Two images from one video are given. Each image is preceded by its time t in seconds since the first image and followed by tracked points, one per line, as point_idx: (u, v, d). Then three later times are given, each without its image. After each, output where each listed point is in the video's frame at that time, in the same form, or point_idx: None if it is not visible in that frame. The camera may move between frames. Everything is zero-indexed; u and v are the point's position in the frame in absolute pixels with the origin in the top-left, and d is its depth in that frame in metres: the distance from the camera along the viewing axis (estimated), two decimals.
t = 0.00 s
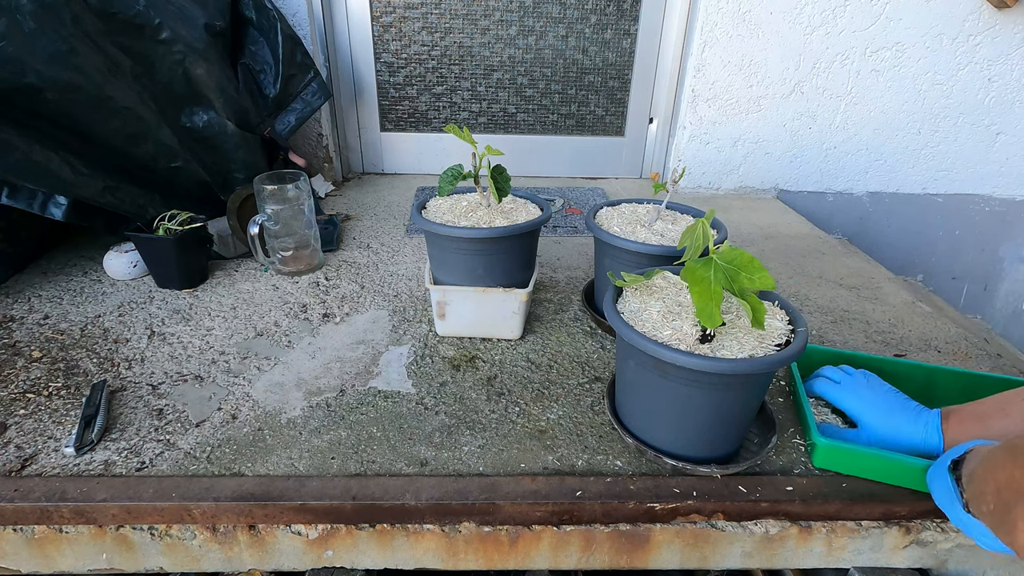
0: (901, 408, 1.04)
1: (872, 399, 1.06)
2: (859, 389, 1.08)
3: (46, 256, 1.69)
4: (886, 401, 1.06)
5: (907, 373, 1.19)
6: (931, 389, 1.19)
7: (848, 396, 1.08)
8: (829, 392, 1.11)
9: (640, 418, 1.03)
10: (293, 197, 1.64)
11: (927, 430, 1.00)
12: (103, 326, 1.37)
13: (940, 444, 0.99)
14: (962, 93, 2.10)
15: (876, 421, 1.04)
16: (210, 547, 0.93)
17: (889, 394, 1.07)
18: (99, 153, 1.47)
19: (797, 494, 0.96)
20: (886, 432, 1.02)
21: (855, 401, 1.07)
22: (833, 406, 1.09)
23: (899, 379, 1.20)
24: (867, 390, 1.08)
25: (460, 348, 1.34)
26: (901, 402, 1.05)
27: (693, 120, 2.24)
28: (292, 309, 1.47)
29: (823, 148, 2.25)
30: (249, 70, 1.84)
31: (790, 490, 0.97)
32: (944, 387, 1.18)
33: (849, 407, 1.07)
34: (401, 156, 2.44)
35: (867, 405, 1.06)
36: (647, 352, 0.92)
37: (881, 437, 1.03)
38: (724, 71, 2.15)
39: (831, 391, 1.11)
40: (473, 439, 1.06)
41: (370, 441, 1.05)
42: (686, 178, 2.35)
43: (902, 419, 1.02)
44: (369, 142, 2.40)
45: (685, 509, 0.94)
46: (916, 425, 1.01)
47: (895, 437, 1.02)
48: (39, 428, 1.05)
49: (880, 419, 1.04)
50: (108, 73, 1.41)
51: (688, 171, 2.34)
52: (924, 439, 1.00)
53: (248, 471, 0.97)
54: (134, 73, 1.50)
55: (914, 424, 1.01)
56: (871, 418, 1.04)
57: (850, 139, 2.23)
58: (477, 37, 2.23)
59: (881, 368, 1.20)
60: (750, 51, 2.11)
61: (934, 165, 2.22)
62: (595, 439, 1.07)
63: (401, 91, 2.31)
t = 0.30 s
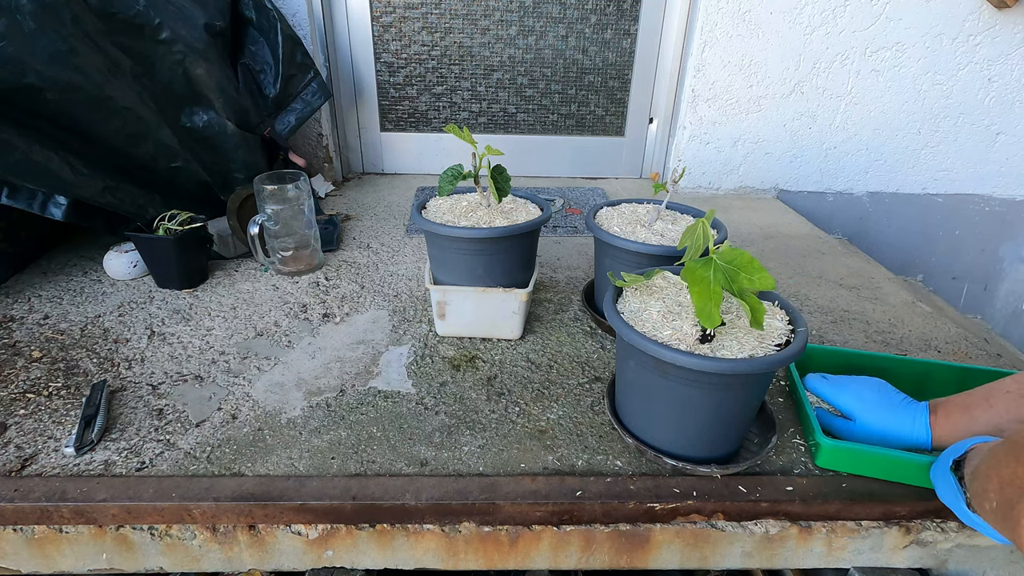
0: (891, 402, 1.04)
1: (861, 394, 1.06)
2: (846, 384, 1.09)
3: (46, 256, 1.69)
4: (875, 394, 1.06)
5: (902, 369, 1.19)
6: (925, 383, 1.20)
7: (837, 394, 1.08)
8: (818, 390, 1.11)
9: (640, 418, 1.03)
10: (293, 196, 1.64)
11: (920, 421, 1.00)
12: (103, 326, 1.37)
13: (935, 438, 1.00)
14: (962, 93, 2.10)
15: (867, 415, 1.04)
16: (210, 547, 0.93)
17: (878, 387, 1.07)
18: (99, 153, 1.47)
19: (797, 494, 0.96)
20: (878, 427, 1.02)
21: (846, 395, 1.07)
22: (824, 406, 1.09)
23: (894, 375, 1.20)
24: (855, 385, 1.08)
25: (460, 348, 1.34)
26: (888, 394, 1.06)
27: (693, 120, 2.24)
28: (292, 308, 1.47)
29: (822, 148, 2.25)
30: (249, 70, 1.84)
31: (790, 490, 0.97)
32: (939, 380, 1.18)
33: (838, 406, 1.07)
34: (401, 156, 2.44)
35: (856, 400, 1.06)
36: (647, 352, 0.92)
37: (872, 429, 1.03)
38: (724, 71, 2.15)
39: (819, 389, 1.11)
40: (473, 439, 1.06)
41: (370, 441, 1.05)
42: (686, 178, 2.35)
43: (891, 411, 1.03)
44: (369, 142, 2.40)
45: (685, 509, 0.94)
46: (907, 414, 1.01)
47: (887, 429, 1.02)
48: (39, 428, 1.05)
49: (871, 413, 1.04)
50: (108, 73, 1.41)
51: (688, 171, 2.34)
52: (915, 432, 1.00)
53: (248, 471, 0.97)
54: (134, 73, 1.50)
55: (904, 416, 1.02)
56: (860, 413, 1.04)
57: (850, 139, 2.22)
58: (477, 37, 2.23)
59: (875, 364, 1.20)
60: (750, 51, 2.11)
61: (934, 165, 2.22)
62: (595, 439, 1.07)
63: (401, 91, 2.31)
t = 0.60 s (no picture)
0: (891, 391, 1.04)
1: (863, 382, 1.06)
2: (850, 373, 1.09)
3: (46, 256, 1.69)
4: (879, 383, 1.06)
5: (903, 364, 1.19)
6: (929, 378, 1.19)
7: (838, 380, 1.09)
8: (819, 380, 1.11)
9: (640, 418, 1.03)
10: (293, 197, 1.64)
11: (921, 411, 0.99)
12: (103, 326, 1.37)
13: (936, 427, 0.99)
14: (963, 93, 2.10)
15: (865, 402, 1.04)
16: (210, 547, 0.93)
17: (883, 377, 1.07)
18: (99, 153, 1.47)
19: (797, 494, 0.96)
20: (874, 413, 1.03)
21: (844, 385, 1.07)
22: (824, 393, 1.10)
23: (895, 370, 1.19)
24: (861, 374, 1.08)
25: (460, 348, 1.34)
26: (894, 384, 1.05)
27: (693, 120, 2.24)
28: (292, 309, 1.47)
29: (823, 148, 2.25)
30: (249, 70, 1.84)
31: (790, 490, 0.97)
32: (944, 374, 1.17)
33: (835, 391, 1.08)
34: (401, 156, 2.44)
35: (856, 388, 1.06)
36: (647, 352, 0.92)
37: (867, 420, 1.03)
38: (724, 71, 2.15)
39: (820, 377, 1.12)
40: (473, 439, 1.06)
41: (370, 441, 1.05)
42: (686, 178, 2.35)
43: (890, 400, 1.02)
44: (369, 142, 2.40)
45: (685, 509, 0.94)
46: (908, 404, 1.01)
47: (884, 419, 1.02)
48: (39, 428, 1.05)
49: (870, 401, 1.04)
50: (108, 73, 1.41)
51: (688, 171, 2.34)
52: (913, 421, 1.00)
53: (248, 471, 0.97)
54: (134, 73, 1.50)
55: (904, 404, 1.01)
56: (859, 399, 1.05)
57: (850, 139, 2.22)
58: (477, 37, 2.23)
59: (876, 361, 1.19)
60: (750, 51, 2.11)
61: (934, 164, 2.22)
62: (595, 439, 1.07)
63: (401, 91, 2.31)
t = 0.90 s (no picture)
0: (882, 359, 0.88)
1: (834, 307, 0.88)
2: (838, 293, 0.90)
3: (46, 256, 1.69)
4: (853, 308, 0.85)
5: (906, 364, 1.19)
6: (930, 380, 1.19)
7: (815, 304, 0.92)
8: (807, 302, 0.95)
9: (640, 418, 1.03)
10: (293, 197, 1.64)
11: (855, 359, 0.81)
12: (103, 326, 1.37)
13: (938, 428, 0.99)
14: (963, 93, 2.10)
15: (818, 332, 0.86)
16: (210, 547, 0.93)
17: (871, 299, 0.85)
18: (99, 153, 1.47)
19: (797, 494, 0.96)
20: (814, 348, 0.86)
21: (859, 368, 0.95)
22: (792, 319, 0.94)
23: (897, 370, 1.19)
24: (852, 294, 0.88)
25: (460, 348, 1.34)
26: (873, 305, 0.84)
27: (693, 120, 2.24)
28: (292, 309, 1.47)
29: (823, 148, 2.25)
30: (249, 70, 1.84)
31: (790, 490, 0.97)
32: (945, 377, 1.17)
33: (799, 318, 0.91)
34: (401, 156, 2.44)
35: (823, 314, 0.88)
36: (647, 352, 0.92)
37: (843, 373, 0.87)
38: (724, 71, 2.15)
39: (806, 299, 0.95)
40: (473, 439, 1.06)
41: (370, 441, 1.05)
42: (686, 178, 2.35)
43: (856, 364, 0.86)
44: (369, 142, 2.40)
45: (685, 509, 0.94)
46: (856, 347, 0.81)
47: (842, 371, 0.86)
48: (39, 428, 1.05)
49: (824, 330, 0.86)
50: (108, 73, 1.41)
51: (688, 171, 2.34)
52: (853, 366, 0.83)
53: (248, 471, 0.97)
54: (134, 73, 1.50)
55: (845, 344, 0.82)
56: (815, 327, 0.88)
57: (850, 139, 2.22)
58: (477, 37, 2.23)
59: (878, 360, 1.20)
60: (750, 51, 2.11)
61: (934, 164, 2.22)
62: (595, 439, 1.07)
63: (401, 91, 2.31)
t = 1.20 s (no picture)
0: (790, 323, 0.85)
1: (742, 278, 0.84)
2: (746, 264, 0.86)
3: (46, 256, 1.69)
4: (757, 280, 0.82)
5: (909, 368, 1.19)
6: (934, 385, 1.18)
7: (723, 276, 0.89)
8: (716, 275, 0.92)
9: (640, 418, 1.03)
10: (294, 197, 1.64)
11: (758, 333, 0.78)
12: (103, 326, 1.37)
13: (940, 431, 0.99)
14: (963, 93, 2.10)
15: (726, 309, 0.84)
16: (210, 547, 0.93)
17: (777, 270, 0.80)
18: (99, 153, 1.47)
19: (797, 494, 0.96)
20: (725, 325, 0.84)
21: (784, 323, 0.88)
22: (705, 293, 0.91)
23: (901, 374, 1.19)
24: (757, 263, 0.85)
25: (460, 348, 1.34)
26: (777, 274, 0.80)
27: (693, 120, 2.24)
28: (292, 309, 1.47)
29: (823, 147, 2.25)
30: (249, 70, 1.84)
31: (790, 490, 0.97)
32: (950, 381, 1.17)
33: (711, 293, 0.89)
34: (401, 156, 2.44)
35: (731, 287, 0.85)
36: (647, 352, 0.92)
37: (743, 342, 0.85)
38: (724, 71, 2.15)
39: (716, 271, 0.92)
40: (473, 439, 1.06)
41: (370, 441, 1.05)
42: (686, 178, 2.34)
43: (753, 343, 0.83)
44: (369, 142, 2.41)
45: (685, 509, 0.94)
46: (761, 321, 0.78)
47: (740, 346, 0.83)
48: (38, 428, 1.05)
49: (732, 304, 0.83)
50: (108, 73, 1.41)
51: (688, 171, 2.34)
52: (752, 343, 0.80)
53: (248, 471, 0.97)
54: (133, 73, 1.50)
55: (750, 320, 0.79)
56: (725, 303, 0.85)
57: (850, 139, 2.22)
58: (477, 37, 2.23)
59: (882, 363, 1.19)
60: (750, 51, 2.11)
61: (935, 164, 2.22)
62: (595, 439, 1.07)
63: (401, 91, 2.31)
